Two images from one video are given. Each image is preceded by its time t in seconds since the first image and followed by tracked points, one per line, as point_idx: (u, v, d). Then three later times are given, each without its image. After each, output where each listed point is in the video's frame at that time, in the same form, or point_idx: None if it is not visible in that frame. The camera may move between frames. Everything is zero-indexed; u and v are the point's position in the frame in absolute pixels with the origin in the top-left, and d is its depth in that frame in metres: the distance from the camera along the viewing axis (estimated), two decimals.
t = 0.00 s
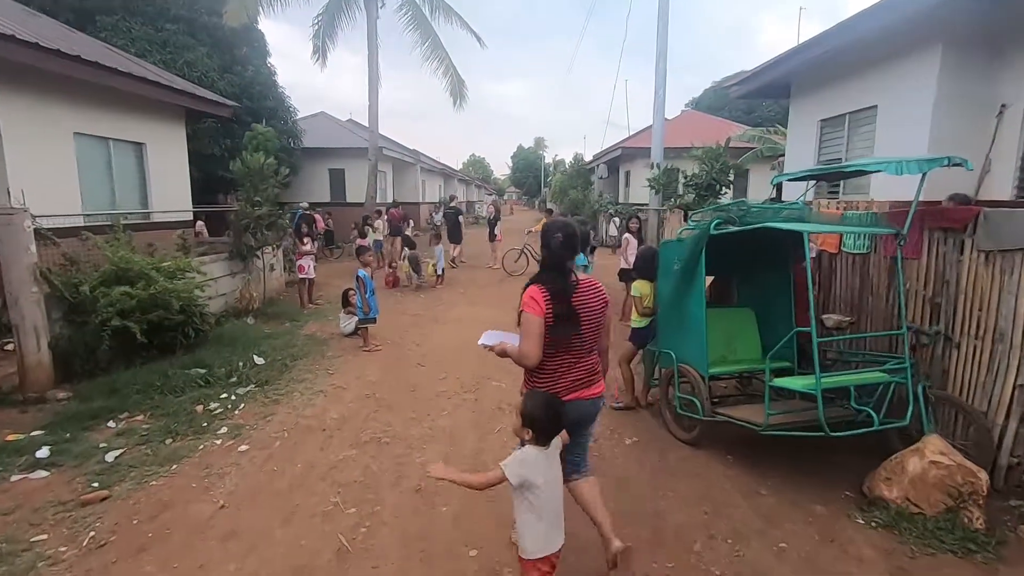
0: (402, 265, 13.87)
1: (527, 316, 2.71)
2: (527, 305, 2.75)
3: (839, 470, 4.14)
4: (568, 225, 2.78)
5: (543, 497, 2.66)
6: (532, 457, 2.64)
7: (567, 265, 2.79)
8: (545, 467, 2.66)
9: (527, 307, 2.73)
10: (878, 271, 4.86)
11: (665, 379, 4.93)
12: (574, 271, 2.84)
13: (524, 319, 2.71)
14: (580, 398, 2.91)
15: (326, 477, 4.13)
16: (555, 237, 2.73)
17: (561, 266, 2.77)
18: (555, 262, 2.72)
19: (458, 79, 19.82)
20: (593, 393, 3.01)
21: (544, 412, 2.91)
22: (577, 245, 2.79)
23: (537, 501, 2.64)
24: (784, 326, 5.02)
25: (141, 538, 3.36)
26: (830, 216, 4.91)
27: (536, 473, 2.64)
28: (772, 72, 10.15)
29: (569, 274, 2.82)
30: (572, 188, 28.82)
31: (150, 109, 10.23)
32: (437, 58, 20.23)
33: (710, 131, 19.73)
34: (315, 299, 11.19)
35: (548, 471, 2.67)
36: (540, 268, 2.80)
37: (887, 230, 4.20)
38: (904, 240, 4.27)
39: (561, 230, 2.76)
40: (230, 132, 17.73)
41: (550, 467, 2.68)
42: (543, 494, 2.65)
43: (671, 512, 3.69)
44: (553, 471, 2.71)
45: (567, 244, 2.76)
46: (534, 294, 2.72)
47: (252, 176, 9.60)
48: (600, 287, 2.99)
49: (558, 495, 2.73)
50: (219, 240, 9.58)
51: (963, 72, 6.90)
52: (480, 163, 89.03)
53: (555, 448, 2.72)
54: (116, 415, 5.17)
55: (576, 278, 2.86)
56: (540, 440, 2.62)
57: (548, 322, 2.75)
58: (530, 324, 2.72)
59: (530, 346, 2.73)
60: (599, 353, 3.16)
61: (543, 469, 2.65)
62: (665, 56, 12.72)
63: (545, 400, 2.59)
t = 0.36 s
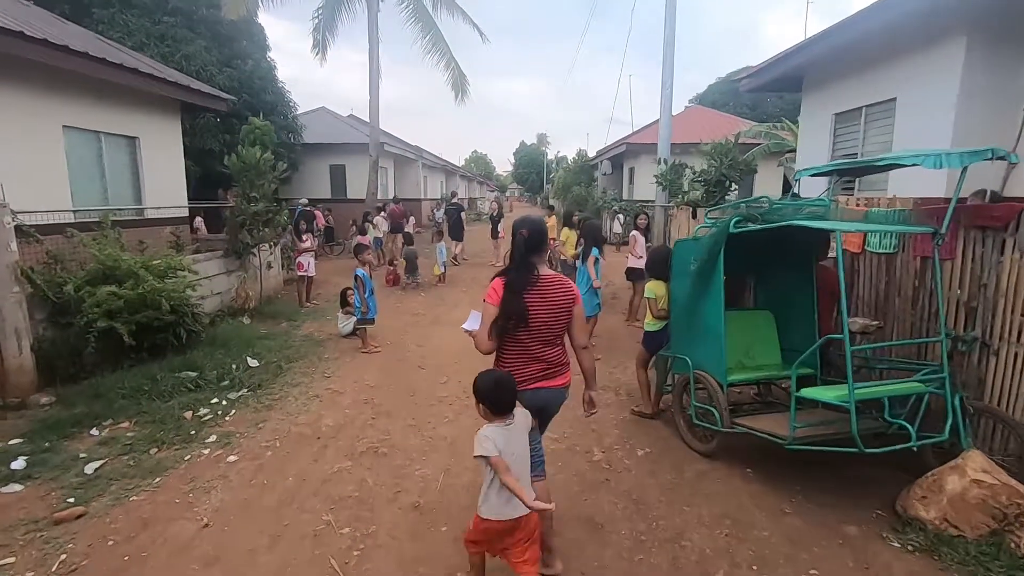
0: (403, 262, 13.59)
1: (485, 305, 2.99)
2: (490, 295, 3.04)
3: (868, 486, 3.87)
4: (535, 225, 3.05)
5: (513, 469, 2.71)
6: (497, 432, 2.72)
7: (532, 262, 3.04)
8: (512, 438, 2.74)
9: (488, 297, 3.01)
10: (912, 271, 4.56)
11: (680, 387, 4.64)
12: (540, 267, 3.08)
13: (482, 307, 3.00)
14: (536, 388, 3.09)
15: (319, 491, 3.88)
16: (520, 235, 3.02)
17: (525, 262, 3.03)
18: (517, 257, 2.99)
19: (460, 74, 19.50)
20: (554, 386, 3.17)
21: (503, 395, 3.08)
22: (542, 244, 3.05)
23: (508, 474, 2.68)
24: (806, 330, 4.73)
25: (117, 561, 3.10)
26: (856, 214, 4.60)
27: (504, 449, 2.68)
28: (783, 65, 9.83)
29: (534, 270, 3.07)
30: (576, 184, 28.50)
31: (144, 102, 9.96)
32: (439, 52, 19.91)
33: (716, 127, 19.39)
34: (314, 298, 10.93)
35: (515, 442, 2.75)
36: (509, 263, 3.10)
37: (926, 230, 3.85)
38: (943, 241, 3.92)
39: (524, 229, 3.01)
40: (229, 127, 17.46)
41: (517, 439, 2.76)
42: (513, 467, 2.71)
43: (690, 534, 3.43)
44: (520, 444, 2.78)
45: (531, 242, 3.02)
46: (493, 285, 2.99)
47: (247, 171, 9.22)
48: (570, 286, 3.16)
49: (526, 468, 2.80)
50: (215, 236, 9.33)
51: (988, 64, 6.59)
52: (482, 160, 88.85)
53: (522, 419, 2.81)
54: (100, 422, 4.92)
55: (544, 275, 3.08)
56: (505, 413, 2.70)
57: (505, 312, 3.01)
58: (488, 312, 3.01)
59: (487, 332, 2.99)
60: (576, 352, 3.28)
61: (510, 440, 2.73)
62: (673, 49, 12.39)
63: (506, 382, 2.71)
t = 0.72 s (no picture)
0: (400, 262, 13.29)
1: (477, 295, 3.03)
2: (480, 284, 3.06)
3: (903, 504, 3.61)
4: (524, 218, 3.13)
5: (455, 452, 2.84)
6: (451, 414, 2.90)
7: (520, 253, 3.10)
8: (462, 424, 2.88)
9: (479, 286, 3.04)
10: (943, 272, 4.32)
11: (698, 397, 4.36)
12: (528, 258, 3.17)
13: (474, 296, 3.02)
14: (525, 375, 3.20)
15: (313, 513, 3.59)
16: (513, 226, 3.07)
17: (515, 253, 3.11)
18: (510, 249, 3.05)
19: (457, 70, 19.18)
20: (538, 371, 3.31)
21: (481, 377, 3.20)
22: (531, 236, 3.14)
23: (447, 454, 2.86)
24: (831, 335, 4.46)
25: None
26: (881, 212, 4.36)
27: (452, 432, 2.86)
28: (791, 58, 9.56)
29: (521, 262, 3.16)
30: (574, 182, 28.21)
31: (131, 97, 9.63)
32: (436, 48, 19.58)
33: (718, 124, 19.13)
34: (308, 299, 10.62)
35: (466, 429, 2.87)
36: (497, 253, 3.15)
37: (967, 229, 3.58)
38: (987, 239, 3.68)
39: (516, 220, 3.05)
40: (222, 124, 17.11)
41: (470, 427, 2.87)
42: (453, 450, 2.85)
43: (716, 560, 3.16)
44: (476, 431, 2.88)
45: (522, 234, 3.08)
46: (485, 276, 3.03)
47: (238, 168, 8.91)
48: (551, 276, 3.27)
49: (482, 454, 2.88)
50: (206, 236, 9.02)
51: (1010, 55, 6.33)
52: (479, 158, 88.43)
53: (481, 411, 2.90)
54: (79, 436, 4.61)
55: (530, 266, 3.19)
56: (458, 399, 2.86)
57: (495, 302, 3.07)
58: (479, 301, 3.05)
59: (478, 322, 3.05)
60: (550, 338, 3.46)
61: (460, 425, 2.87)
62: (676, 43, 12.12)
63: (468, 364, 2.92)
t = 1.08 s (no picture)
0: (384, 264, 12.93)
1: (433, 298, 3.15)
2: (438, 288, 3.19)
3: (918, 522, 3.42)
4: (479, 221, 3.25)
5: (410, 439, 2.95)
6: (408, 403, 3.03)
7: (475, 256, 3.22)
8: (418, 412, 3.00)
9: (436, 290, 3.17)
10: (949, 276, 4.18)
11: (700, 409, 4.13)
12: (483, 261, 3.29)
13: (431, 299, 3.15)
14: (481, 374, 3.30)
15: (287, 544, 3.30)
16: (467, 230, 3.18)
17: (470, 256, 3.21)
18: (464, 252, 3.17)
19: (441, 69, 18.87)
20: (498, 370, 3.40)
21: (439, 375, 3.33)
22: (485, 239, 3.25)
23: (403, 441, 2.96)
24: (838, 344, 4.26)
25: None
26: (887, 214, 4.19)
27: (407, 419, 2.98)
28: (781, 57, 9.44)
29: (476, 265, 3.27)
30: (560, 182, 28.07)
31: (98, 93, 9.16)
32: (419, 46, 19.24)
33: (703, 124, 19.08)
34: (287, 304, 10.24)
35: (420, 417, 2.99)
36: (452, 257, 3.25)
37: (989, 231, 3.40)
38: (1008, 243, 3.55)
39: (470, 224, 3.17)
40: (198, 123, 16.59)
41: (424, 415, 3.00)
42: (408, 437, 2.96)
43: None
44: (429, 418, 3.01)
45: (476, 237, 3.20)
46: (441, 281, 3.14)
47: (213, 168, 8.48)
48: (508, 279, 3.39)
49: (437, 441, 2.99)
50: (178, 239, 8.61)
51: (1006, 53, 6.22)
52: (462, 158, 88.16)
53: (434, 400, 3.03)
54: (31, 459, 4.24)
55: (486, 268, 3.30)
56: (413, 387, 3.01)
57: (452, 304, 3.19)
58: (436, 304, 3.17)
59: (436, 324, 3.17)
60: (513, 339, 3.55)
61: (414, 413, 2.99)
62: (664, 42, 11.94)
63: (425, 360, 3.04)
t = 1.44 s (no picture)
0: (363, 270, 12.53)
1: (387, 293, 3.37)
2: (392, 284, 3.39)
3: (934, 552, 3.20)
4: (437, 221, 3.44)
5: (358, 426, 3.17)
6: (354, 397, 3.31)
7: (429, 254, 3.42)
8: (361, 403, 3.26)
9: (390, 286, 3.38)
10: (956, 287, 4.00)
11: (701, 429, 3.87)
12: (438, 259, 3.47)
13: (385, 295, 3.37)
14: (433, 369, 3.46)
15: None
16: (421, 229, 3.38)
17: (424, 255, 3.41)
18: (416, 251, 3.38)
19: (423, 71, 18.53)
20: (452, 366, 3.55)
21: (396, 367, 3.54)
22: (441, 238, 3.41)
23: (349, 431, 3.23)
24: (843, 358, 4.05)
25: None
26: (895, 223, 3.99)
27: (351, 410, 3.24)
28: (769, 60, 9.34)
29: (432, 262, 3.46)
30: (543, 187, 27.89)
31: (58, 90, 8.66)
32: (400, 47, 18.87)
33: (687, 129, 19.03)
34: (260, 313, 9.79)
35: (367, 405, 3.24)
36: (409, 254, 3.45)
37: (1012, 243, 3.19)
38: None
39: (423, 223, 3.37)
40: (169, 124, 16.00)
41: (369, 403, 3.25)
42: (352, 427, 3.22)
43: None
44: (371, 408, 3.24)
45: (430, 237, 3.37)
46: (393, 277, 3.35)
47: (180, 170, 8.04)
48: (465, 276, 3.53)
49: (378, 429, 3.20)
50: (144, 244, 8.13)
51: (999, 58, 6.13)
52: (444, 162, 87.59)
53: (378, 388, 3.31)
54: None
55: (442, 266, 3.48)
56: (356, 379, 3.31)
57: (404, 299, 3.39)
58: (389, 299, 3.38)
59: (388, 318, 3.37)
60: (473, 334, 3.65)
61: (360, 403, 3.24)
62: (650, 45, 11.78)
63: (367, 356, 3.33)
